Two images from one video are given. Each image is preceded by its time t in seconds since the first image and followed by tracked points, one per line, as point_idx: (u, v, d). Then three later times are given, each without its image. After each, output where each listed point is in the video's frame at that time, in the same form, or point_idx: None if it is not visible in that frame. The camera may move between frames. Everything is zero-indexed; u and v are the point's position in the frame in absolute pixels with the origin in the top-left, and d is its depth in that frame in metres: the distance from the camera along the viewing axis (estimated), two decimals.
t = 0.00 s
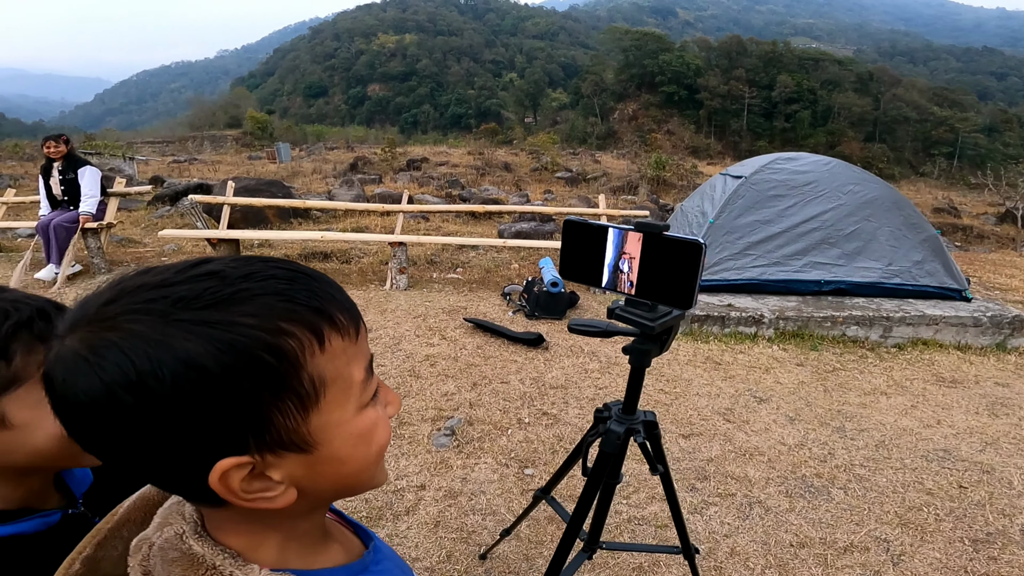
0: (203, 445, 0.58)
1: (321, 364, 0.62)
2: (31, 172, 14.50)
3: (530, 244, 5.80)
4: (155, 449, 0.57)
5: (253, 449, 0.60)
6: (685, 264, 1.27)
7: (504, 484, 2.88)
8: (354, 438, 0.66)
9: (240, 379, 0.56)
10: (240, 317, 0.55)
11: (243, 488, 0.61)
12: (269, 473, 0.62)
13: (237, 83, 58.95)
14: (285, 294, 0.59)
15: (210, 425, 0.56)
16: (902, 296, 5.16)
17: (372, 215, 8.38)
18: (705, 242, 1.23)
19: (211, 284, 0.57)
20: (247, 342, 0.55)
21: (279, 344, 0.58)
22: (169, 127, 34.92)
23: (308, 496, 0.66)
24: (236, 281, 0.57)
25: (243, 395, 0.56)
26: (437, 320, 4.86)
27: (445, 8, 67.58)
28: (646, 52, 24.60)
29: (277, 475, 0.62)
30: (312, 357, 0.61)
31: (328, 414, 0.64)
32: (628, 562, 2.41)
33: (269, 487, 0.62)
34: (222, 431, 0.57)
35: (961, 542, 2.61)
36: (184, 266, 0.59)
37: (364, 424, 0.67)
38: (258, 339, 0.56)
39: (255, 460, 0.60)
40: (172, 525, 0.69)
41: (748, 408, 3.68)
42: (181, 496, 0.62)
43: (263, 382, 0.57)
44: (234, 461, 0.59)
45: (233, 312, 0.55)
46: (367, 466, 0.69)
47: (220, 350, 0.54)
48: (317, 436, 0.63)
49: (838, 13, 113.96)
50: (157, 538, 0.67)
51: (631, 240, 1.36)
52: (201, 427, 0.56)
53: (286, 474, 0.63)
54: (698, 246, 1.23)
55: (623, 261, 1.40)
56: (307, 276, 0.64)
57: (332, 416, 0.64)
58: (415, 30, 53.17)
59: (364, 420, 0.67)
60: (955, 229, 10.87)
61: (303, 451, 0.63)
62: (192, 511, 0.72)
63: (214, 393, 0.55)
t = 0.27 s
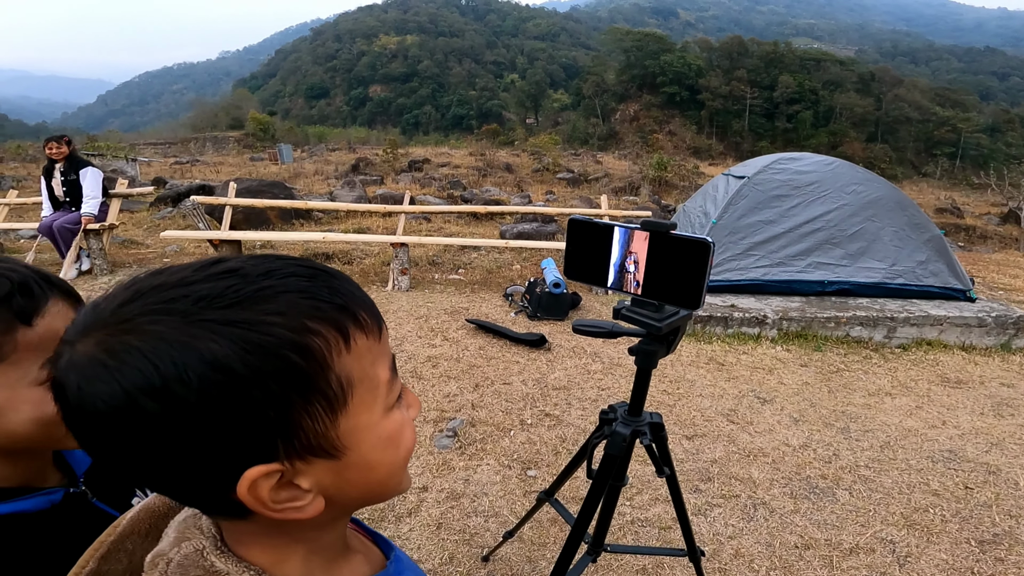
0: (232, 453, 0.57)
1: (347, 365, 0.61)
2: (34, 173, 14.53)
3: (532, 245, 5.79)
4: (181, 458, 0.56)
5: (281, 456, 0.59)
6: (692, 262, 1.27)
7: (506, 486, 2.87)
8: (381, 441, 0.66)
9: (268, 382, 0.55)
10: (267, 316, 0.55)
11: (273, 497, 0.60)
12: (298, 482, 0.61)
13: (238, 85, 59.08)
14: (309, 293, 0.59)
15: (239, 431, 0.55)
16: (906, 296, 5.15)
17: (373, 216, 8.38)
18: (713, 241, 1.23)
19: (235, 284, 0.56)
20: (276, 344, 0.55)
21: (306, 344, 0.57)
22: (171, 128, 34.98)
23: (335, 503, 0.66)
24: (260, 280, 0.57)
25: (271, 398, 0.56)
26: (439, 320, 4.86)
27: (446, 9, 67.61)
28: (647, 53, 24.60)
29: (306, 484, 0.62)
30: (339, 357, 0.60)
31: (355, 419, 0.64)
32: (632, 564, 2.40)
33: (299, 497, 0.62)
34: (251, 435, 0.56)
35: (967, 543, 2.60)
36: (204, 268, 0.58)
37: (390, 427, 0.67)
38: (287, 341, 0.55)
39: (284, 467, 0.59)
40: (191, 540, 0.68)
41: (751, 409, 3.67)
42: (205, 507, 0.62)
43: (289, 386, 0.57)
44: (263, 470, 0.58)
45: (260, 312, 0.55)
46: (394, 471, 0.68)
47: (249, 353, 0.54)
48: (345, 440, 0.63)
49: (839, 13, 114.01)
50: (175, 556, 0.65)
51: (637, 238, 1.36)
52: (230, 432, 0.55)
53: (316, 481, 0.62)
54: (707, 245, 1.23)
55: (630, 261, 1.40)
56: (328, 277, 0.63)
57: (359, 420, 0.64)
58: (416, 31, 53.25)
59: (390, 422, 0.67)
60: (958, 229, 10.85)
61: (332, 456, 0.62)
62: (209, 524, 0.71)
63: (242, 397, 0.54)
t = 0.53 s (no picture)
0: (233, 454, 0.56)
1: (349, 364, 0.61)
2: (38, 174, 14.57)
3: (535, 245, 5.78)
4: (207, 457, 0.56)
5: (283, 457, 0.58)
6: (702, 260, 1.27)
7: (511, 486, 2.87)
8: (384, 442, 0.65)
9: (268, 381, 0.55)
10: (266, 314, 0.55)
11: (273, 500, 0.59)
12: (299, 484, 0.60)
13: (241, 85, 59.22)
14: (309, 291, 0.59)
15: (242, 431, 0.55)
16: (912, 296, 5.12)
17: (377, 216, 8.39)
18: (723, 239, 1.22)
19: (233, 282, 0.56)
20: (275, 340, 0.55)
21: (306, 341, 0.57)
22: (175, 129, 35.07)
23: (339, 506, 0.65)
24: (259, 277, 0.57)
25: (269, 397, 0.55)
26: (443, 321, 4.85)
27: (448, 9, 67.59)
28: (650, 52, 24.57)
29: (308, 486, 0.61)
30: (340, 355, 0.60)
31: (358, 418, 0.63)
32: (637, 564, 2.40)
33: (301, 500, 0.61)
34: (250, 434, 0.56)
35: (974, 543, 2.59)
36: (205, 266, 0.59)
37: (393, 428, 0.66)
38: (286, 338, 0.55)
39: (284, 468, 0.58)
40: (198, 542, 0.69)
41: (756, 409, 3.66)
42: (208, 509, 0.62)
43: (288, 383, 0.56)
44: (264, 470, 0.57)
45: (259, 309, 0.55)
46: (401, 472, 0.67)
47: (249, 350, 0.54)
48: (347, 442, 0.62)
49: (842, 12, 113.82)
50: (180, 558, 0.66)
51: (645, 236, 1.36)
52: (230, 435, 0.55)
53: (317, 485, 0.61)
54: (717, 242, 1.22)
55: (638, 259, 1.39)
56: (330, 275, 0.63)
57: (361, 420, 0.63)
58: (419, 32, 53.30)
59: (394, 423, 0.66)
60: (963, 228, 10.80)
61: (334, 458, 0.62)
62: (217, 528, 0.71)
63: (240, 396, 0.54)
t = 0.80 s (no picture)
0: (259, 452, 0.57)
1: (369, 361, 0.61)
2: (45, 174, 14.68)
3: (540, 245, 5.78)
4: (230, 454, 0.56)
5: (306, 453, 0.59)
6: (713, 260, 1.27)
7: (516, 485, 2.87)
8: (405, 436, 0.65)
9: (291, 379, 0.55)
10: (289, 312, 0.55)
11: (297, 496, 0.59)
12: (323, 480, 0.60)
13: (247, 85, 59.40)
14: (330, 289, 0.59)
15: (267, 428, 0.56)
16: (918, 296, 5.10)
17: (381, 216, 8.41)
18: (733, 239, 1.22)
19: (256, 282, 0.57)
20: (298, 339, 0.55)
21: (328, 340, 0.57)
22: (181, 129, 35.26)
23: (361, 501, 0.65)
24: (281, 276, 0.58)
25: (294, 396, 0.56)
26: (448, 320, 4.86)
27: (452, 9, 67.66)
28: (654, 53, 24.55)
29: (332, 482, 0.61)
30: (361, 352, 0.60)
31: (378, 414, 0.63)
32: (642, 564, 2.40)
33: (324, 495, 0.61)
34: (272, 431, 0.56)
35: (981, 543, 2.58)
36: (229, 265, 0.59)
37: (413, 424, 0.66)
38: (309, 336, 0.56)
39: (308, 465, 0.59)
40: (222, 534, 0.68)
41: (762, 409, 3.65)
42: (232, 504, 0.62)
43: (310, 381, 0.57)
44: (288, 467, 0.57)
45: (281, 308, 0.55)
46: (420, 469, 0.67)
47: (273, 350, 0.54)
48: (369, 437, 0.62)
49: (847, 12, 113.65)
50: (205, 548, 0.66)
51: (656, 236, 1.36)
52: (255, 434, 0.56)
53: (340, 479, 0.62)
54: (727, 242, 1.22)
55: (648, 259, 1.40)
56: (349, 273, 0.64)
57: (382, 416, 0.63)
58: (423, 32, 53.47)
59: (414, 419, 0.66)
60: (969, 229, 10.76)
61: (356, 454, 0.62)
62: (242, 521, 0.72)
63: (265, 394, 0.54)
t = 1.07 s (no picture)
0: (269, 441, 0.57)
1: (375, 351, 0.61)
2: (49, 173, 14.72)
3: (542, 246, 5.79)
4: (240, 445, 0.57)
5: (316, 443, 0.59)
6: (713, 259, 1.27)
7: (517, 485, 2.87)
8: (411, 427, 0.64)
9: (300, 367, 0.56)
10: (298, 304, 0.56)
11: (306, 485, 0.59)
12: (332, 470, 0.60)
13: (250, 86, 59.46)
14: (337, 282, 0.60)
15: (278, 418, 0.56)
16: (920, 298, 5.09)
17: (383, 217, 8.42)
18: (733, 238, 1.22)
19: (265, 276, 0.57)
20: (307, 329, 0.55)
21: (335, 331, 0.57)
22: (184, 129, 35.34)
23: (368, 494, 0.65)
24: (289, 270, 0.59)
25: (302, 386, 0.56)
26: (450, 321, 4.87)
27: (455, 10, 67.65)
28: (657, 53, 24.55)
29: (340, 473, 0.61)
30: (367, 343, 0.60)
31: (385, 404, 0.63)
32: (643, 563, 2.40)
33: (333, 486, 0.61)
34: (280, 419, 0.56)
35: (981, 544, 2.57)
36: (239, 262, 0.60)
37: (419, 415, 0.65)
38: (317, 326, 0.56)
39: (317, 454, 0.59)
40: (233, 530, 0.68)
41: (763, 410, 3.65)
42: (241, 497, 0.62)
43: (319, 370, 0.57)
44: (298, 456, 0.57)
45: (290, 300, 0.56)
46: (427, 460, 0.67)
47: (283, 340, 0.55)
48: (376, 427, 0.62)
49: (850, 13, 113.62)
50: (217, 544, 0.66)
51: (657, 236, 1.36)
52: (266, 423, 0.56)
53: (348, 469, 0.61)
54: (727, 241, 1.22)
55: (649, 258, 1.40)
56: (354, 267, 0.64)
57: (388, 407, 0.63)
58: (426, 33, 53.55)
59: (420, 409, 0.66)
60: (972, 230, 10.74)
61: (363, 444, 0.62)
62: (251, 517, 0.71)
63: (275, 384, 0.55)
